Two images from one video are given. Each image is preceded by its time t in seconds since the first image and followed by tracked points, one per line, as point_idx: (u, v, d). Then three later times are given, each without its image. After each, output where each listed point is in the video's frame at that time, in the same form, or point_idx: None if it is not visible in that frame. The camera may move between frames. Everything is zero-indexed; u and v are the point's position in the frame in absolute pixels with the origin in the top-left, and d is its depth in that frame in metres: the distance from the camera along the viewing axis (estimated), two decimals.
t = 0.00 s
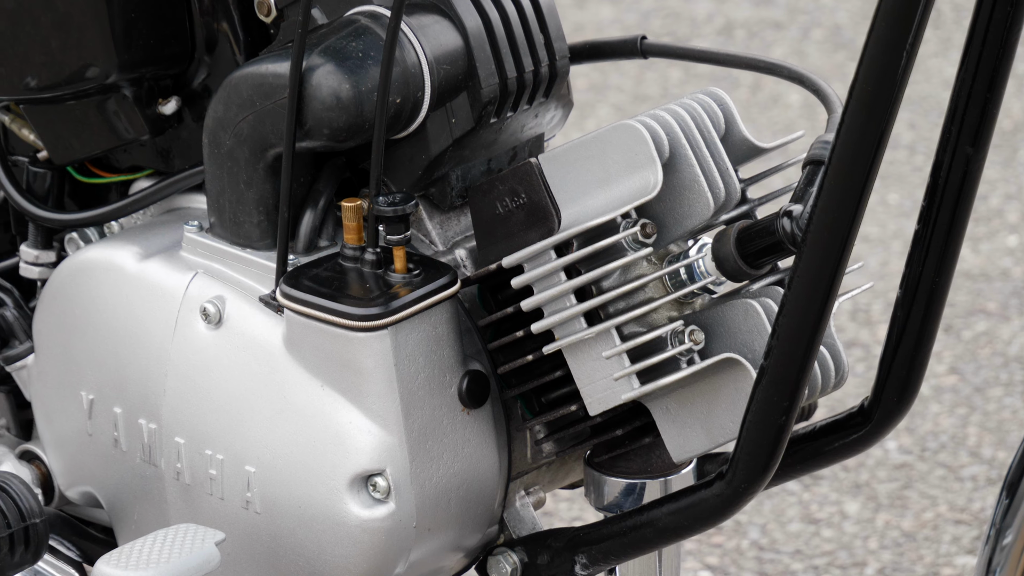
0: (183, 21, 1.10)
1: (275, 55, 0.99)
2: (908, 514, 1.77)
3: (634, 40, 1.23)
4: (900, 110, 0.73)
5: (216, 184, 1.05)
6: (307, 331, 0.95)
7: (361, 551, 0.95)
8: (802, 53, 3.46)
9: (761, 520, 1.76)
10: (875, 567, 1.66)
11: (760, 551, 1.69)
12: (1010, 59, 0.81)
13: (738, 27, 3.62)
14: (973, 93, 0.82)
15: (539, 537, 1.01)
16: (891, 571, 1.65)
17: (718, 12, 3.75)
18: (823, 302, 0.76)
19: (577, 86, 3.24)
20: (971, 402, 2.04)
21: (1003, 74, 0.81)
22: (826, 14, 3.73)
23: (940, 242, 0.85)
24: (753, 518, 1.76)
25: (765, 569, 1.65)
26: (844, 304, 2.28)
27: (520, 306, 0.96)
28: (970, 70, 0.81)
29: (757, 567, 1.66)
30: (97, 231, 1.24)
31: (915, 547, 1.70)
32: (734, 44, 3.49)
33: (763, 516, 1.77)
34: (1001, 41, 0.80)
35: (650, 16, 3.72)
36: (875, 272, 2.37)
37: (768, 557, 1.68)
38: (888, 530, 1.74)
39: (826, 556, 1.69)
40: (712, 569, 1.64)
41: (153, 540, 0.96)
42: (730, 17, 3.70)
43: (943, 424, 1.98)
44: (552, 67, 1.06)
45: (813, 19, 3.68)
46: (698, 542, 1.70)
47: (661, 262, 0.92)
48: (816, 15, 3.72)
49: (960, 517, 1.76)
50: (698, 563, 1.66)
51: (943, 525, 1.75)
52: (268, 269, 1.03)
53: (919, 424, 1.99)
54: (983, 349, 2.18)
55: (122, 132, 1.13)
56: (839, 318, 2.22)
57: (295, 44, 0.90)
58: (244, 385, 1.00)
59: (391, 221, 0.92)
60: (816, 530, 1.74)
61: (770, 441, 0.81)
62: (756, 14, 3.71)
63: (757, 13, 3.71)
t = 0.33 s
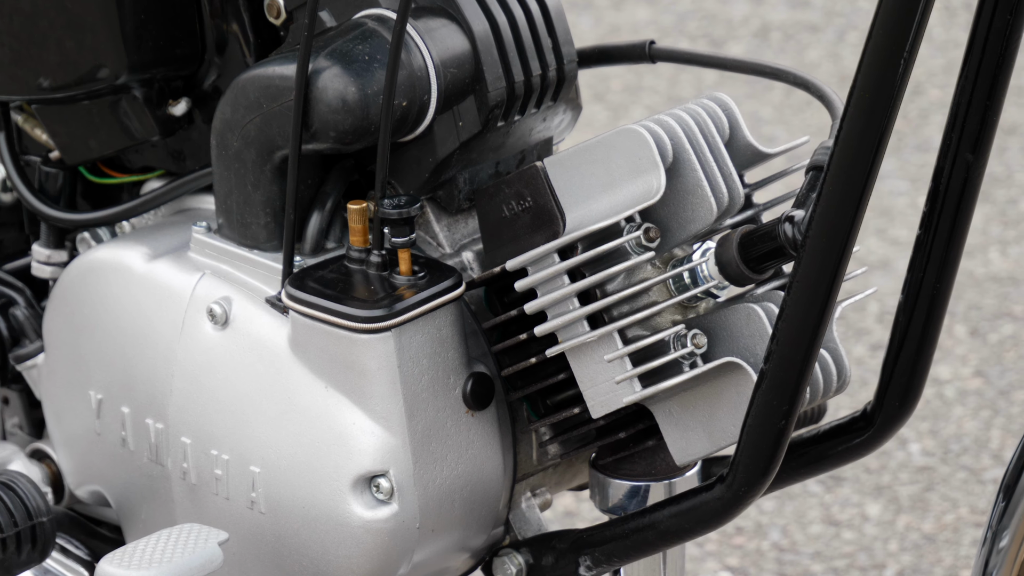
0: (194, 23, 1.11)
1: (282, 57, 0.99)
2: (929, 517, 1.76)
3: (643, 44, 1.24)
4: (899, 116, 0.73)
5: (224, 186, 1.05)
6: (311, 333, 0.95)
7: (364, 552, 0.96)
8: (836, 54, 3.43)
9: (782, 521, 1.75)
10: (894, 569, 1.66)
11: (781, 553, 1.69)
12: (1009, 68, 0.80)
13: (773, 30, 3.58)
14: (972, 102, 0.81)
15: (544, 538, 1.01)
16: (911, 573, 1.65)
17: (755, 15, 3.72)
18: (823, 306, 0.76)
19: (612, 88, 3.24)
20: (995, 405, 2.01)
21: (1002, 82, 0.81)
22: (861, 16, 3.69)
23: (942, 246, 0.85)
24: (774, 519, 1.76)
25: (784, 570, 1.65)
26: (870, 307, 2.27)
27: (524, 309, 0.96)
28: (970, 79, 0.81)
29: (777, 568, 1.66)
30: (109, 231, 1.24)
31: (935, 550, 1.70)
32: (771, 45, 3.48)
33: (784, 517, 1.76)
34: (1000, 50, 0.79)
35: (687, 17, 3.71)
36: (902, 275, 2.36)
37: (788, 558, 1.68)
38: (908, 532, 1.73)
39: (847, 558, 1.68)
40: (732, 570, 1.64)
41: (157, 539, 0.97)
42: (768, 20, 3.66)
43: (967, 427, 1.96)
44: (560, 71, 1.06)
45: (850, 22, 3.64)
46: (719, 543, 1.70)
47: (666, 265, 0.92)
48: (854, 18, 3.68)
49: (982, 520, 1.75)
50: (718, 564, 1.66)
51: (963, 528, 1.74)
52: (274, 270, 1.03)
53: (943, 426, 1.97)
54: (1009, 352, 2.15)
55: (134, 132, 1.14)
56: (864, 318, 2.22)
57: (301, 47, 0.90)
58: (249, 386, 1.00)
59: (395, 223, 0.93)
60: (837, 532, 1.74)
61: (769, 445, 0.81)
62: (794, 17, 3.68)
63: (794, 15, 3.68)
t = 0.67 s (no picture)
0: (205, 22, 1.11)
1: (290, 58, 1.00)
2: (949, 520, 1.76)
3: (651, 48, 1.24)
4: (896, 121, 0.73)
5: (232, 186, 1.06)
6: (316, 332, 0.96)
7: (367, 551, 0.96)
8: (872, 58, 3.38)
9: (803, 523, 1.75)
10: (913, 572, 1.65)
11: (801, 555, 1.69)
12: (1008, 75, 0.80)
13: (810, 33, 3.55)
14: (970, 109, 0.82)
15: (549, 538, 1.02)
16: None
17: (793, 17, 3.69)
18: (821, 310, 0.77)
19: (649, 89, 3.23)
20: (1019, 409, 2.00)
21: (1001, 89, 0.81)
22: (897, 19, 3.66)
23: (942, 250, 0.85)
24: (795, 521, 1.76)
25: (804, 572, 1.65)
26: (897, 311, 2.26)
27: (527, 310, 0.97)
28: (968, 87, 0.81)
29: (796, 570, 1.66)
30: (121, 228, 1.25)
31: (955, 553, 1.69)
32: (807, 49, 3.45)
33: (805, 519, 1.76)
34: (997, 59, 0.79)
35: (726, 21, 3.71)
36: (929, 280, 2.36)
37: (807, 560, 1.68)
38: (928, 535, 1.73)
39: (866, 560, 1.68)
40: (752, 572, 1.64)
41: (161, 536, 0.97)
42: (806, 22, 3.64)
43: (989, 432, 1.95)
44: (568, 74, 1.06)
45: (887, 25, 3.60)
46: (739, 544, 1.70)
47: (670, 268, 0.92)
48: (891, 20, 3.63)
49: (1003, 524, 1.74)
50: (737, 566, 1.67)
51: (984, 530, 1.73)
52: (281, 270, 1.04)
53: (965, 430, 1.96)
54: None
55: (145, 132, 1.15)
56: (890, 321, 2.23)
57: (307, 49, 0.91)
58: (255, 385, 1.01)
59: (400, 225, 0.93)
60: (858, 534, 1.73)
61: (768, 448, 0.81)
62: (831, 20, 3.64)
63: (832, 19, 3.65)
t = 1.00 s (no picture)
0: (216, 22, 1.12)
1: (298, 58, 1.00)
2: (969, 524, 1.75)
3: (658, 51, 1.24)
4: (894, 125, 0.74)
5: (241, 185, 1.07)
6: (321, 331, 0.97)
7: (370, 549, 0.97)
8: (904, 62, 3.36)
9: (821, 526, 1.75)
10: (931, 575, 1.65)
11: (819, 557, 1.69)
12: (1009, 78, 0.80)
13: (843, 36, 3.54)
14: (972, 113, 0.82)
15: (553, 538, 1.02)
16: None
17: (825, 20, 3.67)
18: (820, 313, 0.77)
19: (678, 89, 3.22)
20: None
21: (1002, 94, 0.81)
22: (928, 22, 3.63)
23: (943, 254, 0.85)
24: (813, 523, 1.76)
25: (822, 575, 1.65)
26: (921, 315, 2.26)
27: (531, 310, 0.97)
28: (969, 92, 0.81)
29: (814, 573, 1.66)
30: (134, 227, 1.26)
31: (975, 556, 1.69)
32: (837, 52, 3.44)
33: (823, 522, 1.76)
34: (998, 63, 0.80)
35: (758, 23, 3.69)
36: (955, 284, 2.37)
37: (825, 563, 1.68)
38: (947, 539, 1.72)
39: (884, 564, 1.68)
40: (769, 574, 1.65)
41: (166, 533, 0.98)
42: (838, 25, 3.62)
43: (1011, 436, 1.94)
44: (575, 77, 1.07)
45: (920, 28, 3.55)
46: (757, 546, 1.70)
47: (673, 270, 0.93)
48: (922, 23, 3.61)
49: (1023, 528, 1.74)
50: (755, 568, 1.67)
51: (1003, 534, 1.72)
52: (289, 269, 1.04)
53: (986, 434, 1.95)
54: None
55: (157, 131, 1.15)
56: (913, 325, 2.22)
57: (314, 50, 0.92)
58: (261, 383, 1.01)
59: (405, 225, 0.94)
60: (876, 537, 1.73)
61: (768, 450, 0.81)
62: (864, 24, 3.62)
63: (865, 22, 3.62)
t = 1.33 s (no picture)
0: (229, 22, 1.13)
1: (307, 58, 1.01)
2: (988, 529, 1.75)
3: (665, 53, 1.25)
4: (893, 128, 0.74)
5: (251, 183, 1.08)
6: (327, 329, 0.98)
7: (373, 546, 0.98)
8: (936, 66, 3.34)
9: (839, 529, 1.75)
10: None
11: (836, 560, 1.69)
12: (1010, 82, 0.81)
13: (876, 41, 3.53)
14: (972, 116, 0.82)
15: (557, 537, 1.03)
16: None
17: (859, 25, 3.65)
18: (818, 314, 0.77)
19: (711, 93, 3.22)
20: None
21: (1003, 97, 0.81)
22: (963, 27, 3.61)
23: (944, 258, 0.85)
24: (832, 527, 1.76)
25: None
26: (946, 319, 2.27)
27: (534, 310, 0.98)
28: (970, 95, 0.81)
29: None
30: (148, 224, 1.27)
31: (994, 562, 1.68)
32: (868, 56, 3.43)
33: (842, 525, 1.76)
34: (999, 66, 0.80)
35: (791, 27, 3.68)
36: (982, 289, 2.36)
37: (843, 566, 1.68)
38: (966, 544, 1.72)
39: (902, 568, 1.68)
40: None
41: (172, 526, 0.99)
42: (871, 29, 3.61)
43: None
44: (582, 78, 1.07)
45: (953, 32, 3.51)
46: (775, 549, 1.71)
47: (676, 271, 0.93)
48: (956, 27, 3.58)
49: None
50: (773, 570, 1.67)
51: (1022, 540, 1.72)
52: (297, 266, 1.05)
53: (1008, 440, 1.94)
54: None
55: (169, 129, 1.16)
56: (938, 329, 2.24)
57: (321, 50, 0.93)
58: (268, 379, 1.02)
59: (411, 224, 0.95)
60: (894, 542, 1.73)
61: (767, 451, 0.81)
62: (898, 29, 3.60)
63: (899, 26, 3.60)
